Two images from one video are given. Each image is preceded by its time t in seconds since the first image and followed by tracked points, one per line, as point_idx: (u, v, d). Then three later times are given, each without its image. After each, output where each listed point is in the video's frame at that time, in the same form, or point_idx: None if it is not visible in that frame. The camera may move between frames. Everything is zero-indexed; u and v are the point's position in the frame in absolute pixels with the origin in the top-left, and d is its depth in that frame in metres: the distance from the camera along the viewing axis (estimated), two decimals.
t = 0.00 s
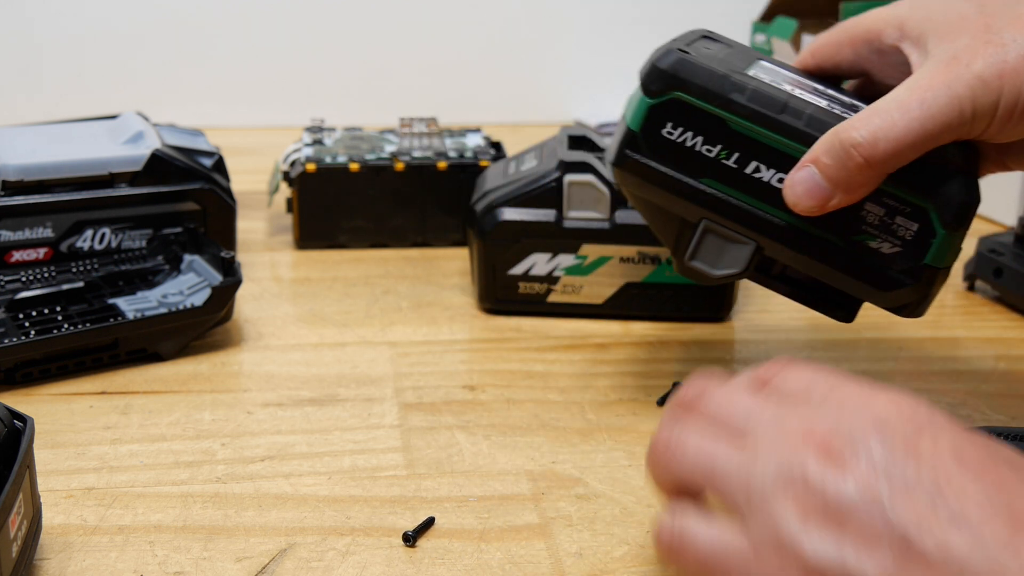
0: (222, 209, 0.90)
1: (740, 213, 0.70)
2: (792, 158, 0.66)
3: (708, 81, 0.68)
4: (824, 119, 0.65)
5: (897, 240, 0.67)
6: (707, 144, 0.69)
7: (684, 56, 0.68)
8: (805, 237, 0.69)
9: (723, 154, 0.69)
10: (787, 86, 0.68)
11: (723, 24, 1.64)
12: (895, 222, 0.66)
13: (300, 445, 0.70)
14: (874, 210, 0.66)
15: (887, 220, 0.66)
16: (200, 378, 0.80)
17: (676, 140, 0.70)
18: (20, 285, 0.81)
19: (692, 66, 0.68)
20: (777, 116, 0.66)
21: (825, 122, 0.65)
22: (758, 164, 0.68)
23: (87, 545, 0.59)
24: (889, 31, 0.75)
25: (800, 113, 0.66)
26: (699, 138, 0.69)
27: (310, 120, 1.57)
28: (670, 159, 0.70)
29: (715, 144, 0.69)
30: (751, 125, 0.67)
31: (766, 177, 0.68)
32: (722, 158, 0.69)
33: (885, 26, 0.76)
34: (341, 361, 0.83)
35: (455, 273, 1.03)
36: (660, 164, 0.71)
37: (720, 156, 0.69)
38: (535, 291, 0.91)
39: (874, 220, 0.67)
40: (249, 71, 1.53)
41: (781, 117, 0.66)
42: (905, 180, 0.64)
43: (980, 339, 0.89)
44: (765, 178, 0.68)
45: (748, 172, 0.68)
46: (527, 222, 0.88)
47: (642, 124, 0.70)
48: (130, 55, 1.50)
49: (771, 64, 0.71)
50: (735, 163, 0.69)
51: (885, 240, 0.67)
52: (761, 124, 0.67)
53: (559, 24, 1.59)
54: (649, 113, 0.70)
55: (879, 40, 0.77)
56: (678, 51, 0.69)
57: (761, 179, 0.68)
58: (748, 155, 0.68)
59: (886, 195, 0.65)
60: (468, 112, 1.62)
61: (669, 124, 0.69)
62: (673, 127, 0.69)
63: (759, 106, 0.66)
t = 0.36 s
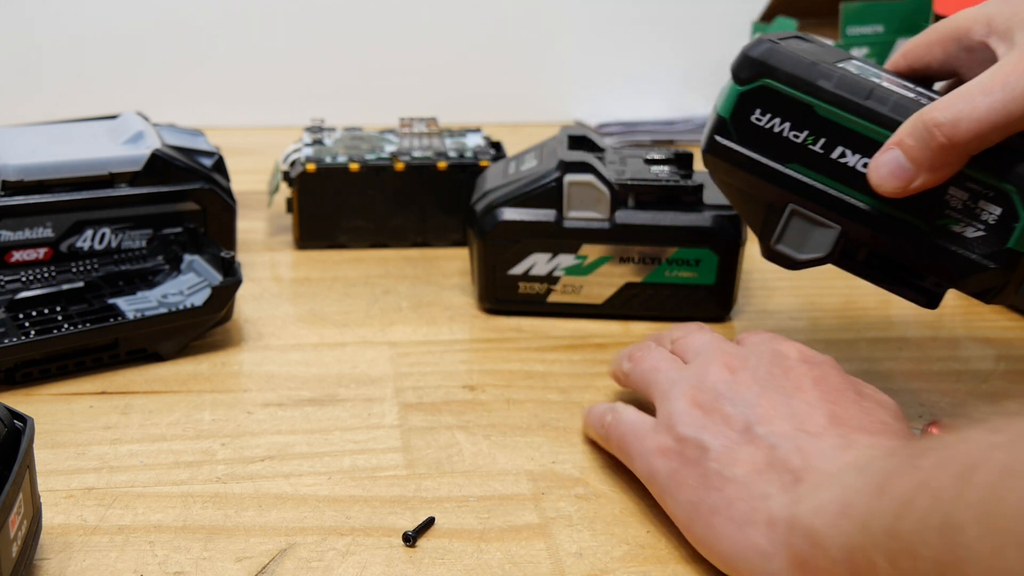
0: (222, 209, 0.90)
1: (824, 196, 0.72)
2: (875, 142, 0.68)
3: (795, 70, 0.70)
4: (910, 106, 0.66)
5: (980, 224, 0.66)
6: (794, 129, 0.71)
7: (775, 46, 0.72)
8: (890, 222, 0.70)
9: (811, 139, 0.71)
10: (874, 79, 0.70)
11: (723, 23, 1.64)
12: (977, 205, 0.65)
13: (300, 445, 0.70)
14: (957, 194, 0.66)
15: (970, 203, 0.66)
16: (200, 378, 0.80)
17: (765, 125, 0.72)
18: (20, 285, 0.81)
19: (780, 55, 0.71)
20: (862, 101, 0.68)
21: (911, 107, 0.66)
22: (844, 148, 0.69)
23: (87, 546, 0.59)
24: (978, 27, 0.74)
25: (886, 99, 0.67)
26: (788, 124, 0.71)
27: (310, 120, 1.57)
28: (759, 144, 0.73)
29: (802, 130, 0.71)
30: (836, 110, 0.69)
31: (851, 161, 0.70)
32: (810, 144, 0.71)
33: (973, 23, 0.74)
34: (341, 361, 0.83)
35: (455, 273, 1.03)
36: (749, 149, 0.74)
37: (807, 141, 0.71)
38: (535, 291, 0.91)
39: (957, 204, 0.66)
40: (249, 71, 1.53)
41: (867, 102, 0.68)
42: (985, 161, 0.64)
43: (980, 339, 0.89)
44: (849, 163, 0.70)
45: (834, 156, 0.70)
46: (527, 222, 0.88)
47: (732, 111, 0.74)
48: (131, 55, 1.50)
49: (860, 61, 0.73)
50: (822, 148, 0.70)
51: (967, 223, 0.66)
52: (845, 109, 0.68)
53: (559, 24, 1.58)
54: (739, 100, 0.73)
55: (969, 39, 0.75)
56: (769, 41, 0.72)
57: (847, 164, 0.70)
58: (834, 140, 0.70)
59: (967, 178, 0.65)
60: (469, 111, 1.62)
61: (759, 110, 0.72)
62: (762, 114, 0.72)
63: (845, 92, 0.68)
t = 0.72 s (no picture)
0: (222, 209, 0.90)
1: (834, 332, 0.54)
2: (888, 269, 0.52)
3: (778, 189, 0.54)
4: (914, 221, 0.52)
5: (1004, 339, 0.50)
6: (784, 257, 0.54)
7: (743, 158, 0.56)
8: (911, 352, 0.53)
9: (805, 270, 0.54)
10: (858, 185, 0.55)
11: (723, 23, 1.64)
12: (999, 321, 0.50)
13: (300, 444, 0.70)
14: (974, 309, 0.50)
15: (992, 320, 0.50)
16: (200, 378, 0.80)
17: (749, 262, 0.55)
18: (20, 285, 0.81)
19: (759, 177, 0.54)
20: (859, 222, 0.52)
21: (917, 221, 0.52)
22: (845, 273, 0.53)
23: (87, 545, 0.59)
24: (940, 116, 0.67)
25: (883, 212, 0.52)
26: (776, 252, 0.54)
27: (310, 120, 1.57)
28: (739, 283, 0.55)
29: (792, 258, 0.54)
30: (832, 236, 0.53)
31: (853, 290, 0.53)
32: (804, 277, 0.54)
33: (936, 112, 0.68)
34: (341, 362, 0.83)
35: (455, 273, 1.03)
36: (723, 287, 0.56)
37: (801, 275, 0.54)
38: (535, 291, 0.91)
39: (976, 323, 0.51)
40: (249, 71, 1.53)
41: (862, 224, 0.52)
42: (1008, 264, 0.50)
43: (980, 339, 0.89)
44: (852, 293, 0.53)
45: (832, 289, 0.53)
46: (527, 222, 0.88)
47: (710, 243, 0.56)
48: (131, 56, 1.50)
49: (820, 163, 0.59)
50: (818, 280, 0.53)
51: (991, 345, 0.51)
52: (840, 231, 0.53)
53: (559, 24, 1.59)
54: (712, 231, 0.55)
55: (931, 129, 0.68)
56: (740, 160, 0.55)
57: (849, 295, 0.53)
58: (833, 264, 0.53)
59: (987, 286, 0.50)
60: (469, 112, 1.62)
61: (740, 239, 0.55)
62: (746, 243, 0.55)
63: (839, 214, 0.53)
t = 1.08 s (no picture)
0: (222, 209, 0.90)
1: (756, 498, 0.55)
2: (800, 430, 0.53)
3: (687, 372, 0.52)
4: (821, 377, 0.53)
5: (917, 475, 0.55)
6: (697, 438, 0.54)
7: (641, 347, 0.53)
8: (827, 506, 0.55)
9: (718, 444, 0.54)
10: (746, 341, 0.55)
11: (723, 23, 1.64)
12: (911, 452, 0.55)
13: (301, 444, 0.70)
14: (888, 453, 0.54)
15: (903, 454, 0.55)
16: (200, 378, 0.80)
17: (661, 444, 0.54)
18: (20, 285, 0.81)
19: (662, 367, 0.52)
20: (770, 391, 0.52)
21: (826, 381, 0.53)
22: (759, 443, 0.54)
23: (88, 545, 0.59)
24: (821, 232, 0.60)
25: (796, 378, 0.52)
26: (688, 435, 0.53)
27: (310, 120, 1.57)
28: (655, 466, 0.54)
29: (706, 436, 0.54)
30: (746, 409, 0.52)
31: (769, 453, 0.54)
32: (718, 449, 0.54)
33: (816, 227, 0.60)
34: (341, 362, 0.83)
35: (455, 273, 1.03)
36: (644, 472, 0.55)
37: (715, 447, 0.54)
38: (535, 291, 0.91)
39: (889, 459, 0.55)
40: (249, 71, 1.53)
41: (774, 391, 0.52)
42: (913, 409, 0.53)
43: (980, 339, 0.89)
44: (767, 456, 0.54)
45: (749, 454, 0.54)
46: (527, 222, 0.88)
47: (618, 437, 0.54)
48: (131, 55, 1.50)
49: (692, 307, 0.59)
50: (733, 450, 0.54)
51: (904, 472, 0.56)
52: (755, 404, 0.52)
53: (559, 24, 1.59)
54: (621, 426, 0.53)
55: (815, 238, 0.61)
56: (632, 346, 0.53)
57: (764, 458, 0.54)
58: (746, 438, 0.54)
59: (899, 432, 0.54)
60: (469, 112, 1.61)
61: (651, 430, 0.53)
62: (656, 432, 0.53)
63: (751, 386, 0.52)
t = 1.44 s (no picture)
0: (222, 209, 0.90)
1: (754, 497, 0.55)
2: (796, 429, 0.53)
3: (683, 371, 0.52)
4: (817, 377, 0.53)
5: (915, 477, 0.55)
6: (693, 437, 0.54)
7: (637, 346, 0.53)
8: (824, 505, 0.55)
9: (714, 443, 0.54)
10: (742, 341, 0.55)
11: (723, 23, 1.64)
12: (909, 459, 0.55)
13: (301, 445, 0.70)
14: (885, 454, 0.54)
15: (900, 460, 0.55)
16: (200, 378, 0.80)
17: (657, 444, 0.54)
18: (20, 285, 0.81)
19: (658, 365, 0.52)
20: (766, 390, 0.52)
21: (823, 382, 0.53)
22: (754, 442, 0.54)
23: (88, 545, 0.59)
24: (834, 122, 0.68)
25: (790, 377, 0.52)
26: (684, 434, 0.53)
27: (311, 120, 1.57)
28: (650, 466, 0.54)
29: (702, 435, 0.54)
30: (742, 408, 0.52)
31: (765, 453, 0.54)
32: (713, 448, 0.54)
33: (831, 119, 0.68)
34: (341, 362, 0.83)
35: (455, 273, 1.03)
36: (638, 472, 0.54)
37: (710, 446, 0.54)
38: (535, 291, 0.91)
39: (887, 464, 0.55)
40: (249, 71, 1.53)
41: (770, 391, 0.52)
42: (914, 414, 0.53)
43: (980, 339, 0.89)
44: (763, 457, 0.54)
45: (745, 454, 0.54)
46: (527, 222, 0.88)
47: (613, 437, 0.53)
48: (132, 55, 1.51)
49: (688, 306, 0.59)
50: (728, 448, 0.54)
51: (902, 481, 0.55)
52: (750, 404, 0.52)
53: (559, 24, 1.58)
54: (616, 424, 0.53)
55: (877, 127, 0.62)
56: (627, 344, 0.52)
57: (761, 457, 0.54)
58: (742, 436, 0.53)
59: (896, 436, 0.54)
60: (469, 112, 1.62)
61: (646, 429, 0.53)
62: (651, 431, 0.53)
63: (746, 386, 0.52)
